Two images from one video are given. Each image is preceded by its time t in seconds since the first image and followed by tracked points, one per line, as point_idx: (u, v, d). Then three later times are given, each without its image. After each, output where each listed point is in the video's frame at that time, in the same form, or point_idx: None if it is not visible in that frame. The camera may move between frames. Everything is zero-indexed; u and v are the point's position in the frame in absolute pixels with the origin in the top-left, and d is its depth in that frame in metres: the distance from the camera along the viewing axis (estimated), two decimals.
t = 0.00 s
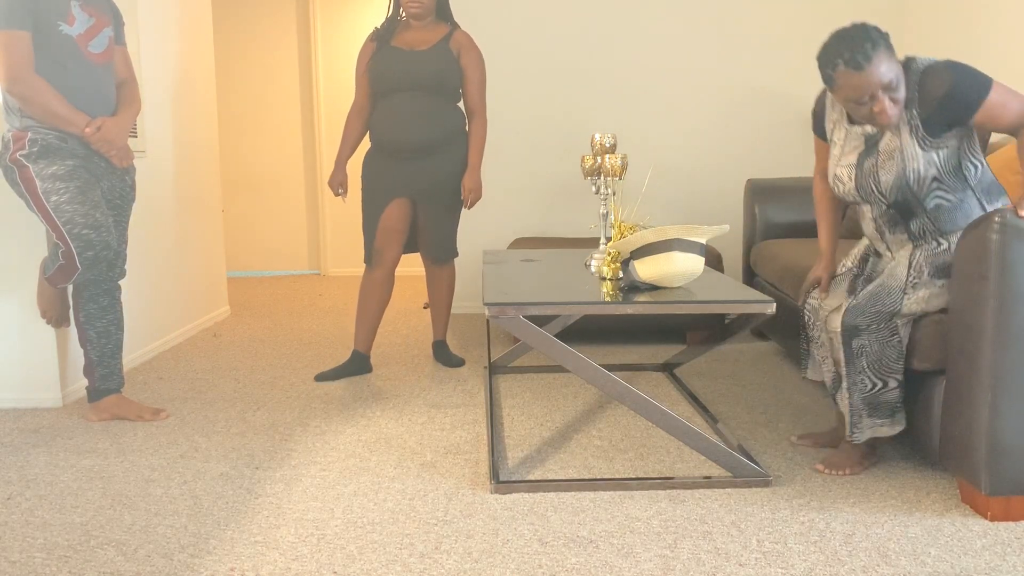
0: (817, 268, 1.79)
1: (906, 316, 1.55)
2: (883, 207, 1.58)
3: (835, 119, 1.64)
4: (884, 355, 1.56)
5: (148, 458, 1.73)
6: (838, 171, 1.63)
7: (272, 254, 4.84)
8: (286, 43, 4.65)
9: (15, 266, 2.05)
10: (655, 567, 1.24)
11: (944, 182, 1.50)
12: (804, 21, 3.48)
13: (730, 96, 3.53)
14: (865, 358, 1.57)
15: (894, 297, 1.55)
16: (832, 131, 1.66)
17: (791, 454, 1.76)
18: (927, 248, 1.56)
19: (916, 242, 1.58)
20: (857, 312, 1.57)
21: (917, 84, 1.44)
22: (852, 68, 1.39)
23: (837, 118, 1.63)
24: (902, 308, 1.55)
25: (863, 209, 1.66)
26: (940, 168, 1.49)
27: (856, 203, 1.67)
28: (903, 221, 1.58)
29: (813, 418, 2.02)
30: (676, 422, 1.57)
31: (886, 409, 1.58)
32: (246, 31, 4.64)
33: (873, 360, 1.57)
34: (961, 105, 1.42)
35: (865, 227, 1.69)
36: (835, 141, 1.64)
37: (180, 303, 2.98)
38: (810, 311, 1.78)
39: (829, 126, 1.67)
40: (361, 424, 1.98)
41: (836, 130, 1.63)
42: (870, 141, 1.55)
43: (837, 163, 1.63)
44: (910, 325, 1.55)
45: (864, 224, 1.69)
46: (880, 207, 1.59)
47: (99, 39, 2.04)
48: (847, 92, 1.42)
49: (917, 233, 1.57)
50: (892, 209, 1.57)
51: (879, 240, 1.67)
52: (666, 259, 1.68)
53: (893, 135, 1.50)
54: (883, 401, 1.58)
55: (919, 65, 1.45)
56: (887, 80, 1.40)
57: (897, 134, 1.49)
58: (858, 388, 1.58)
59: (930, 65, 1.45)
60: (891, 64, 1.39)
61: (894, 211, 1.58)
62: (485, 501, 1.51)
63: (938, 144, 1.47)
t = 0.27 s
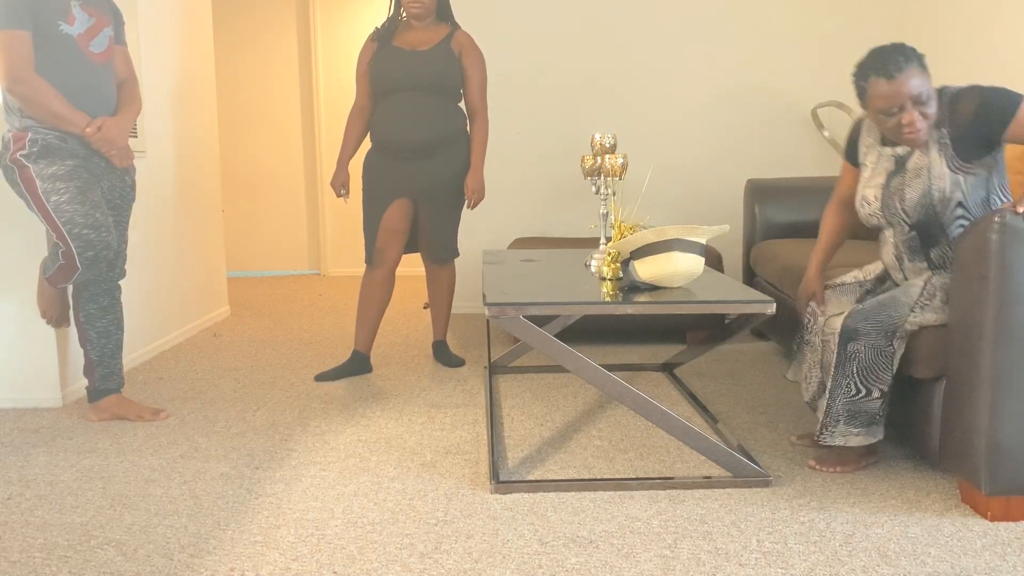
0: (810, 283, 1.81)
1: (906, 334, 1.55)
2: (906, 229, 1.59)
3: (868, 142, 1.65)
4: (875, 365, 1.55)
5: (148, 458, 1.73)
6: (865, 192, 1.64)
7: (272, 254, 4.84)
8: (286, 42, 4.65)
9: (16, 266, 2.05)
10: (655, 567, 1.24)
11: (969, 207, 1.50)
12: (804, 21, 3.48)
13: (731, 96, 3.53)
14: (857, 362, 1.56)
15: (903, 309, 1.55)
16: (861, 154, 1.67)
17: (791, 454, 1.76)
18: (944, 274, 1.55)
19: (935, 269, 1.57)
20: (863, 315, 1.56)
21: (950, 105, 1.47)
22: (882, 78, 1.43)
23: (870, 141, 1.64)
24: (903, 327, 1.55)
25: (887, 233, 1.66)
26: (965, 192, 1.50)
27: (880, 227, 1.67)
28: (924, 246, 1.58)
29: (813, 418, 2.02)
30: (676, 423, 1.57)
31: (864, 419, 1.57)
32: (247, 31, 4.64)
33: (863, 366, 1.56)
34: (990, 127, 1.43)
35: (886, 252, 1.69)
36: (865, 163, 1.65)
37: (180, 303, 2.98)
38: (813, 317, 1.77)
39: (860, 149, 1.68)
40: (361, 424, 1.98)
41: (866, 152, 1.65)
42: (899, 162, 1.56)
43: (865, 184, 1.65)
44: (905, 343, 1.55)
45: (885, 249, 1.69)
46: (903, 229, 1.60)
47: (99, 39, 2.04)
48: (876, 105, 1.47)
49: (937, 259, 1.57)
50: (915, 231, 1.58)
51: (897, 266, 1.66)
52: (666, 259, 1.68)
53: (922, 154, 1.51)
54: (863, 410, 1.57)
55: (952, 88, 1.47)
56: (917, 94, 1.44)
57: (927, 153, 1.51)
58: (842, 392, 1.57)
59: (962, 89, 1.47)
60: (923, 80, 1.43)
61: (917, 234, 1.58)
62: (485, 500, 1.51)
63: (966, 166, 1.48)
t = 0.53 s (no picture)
0: (811, 293, 1.78)
1: (914, 337, 1.54)
2: (936, 243, 1.61)
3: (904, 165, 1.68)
4: (881, 365, 1.55)
5: (148, 458, 1.73)
6: (897, 209, 1.66)
7: (272, 254, 4.84)
8: (286, 42, 4.65)
9: (15, 267, 2.05)
10: (655, 567, 1.24)
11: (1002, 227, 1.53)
12: (804, 20, 3.48)
13: (731, 96, 3.53)
14: (866, 360, 1.54)
15: (919, 313, 1.54)
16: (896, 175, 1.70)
17: (791, 454, 1.76)
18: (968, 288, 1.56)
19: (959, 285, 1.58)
20: (876, 313, 1.55)
21: (990, 130, 1.53)
22: (922, 87, 1.51)
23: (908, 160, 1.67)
24: (912, 331, 1.54)
25: (912, 252, 1.67)
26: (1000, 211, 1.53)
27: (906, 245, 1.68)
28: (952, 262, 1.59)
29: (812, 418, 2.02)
30: (676, 423, 1.57)
31: (865, 418, 1.57)
32: (246, 30, 4.64)
33: (870, 364, 1.54)
34: None
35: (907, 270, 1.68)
36: (899, 182, 1.68)
37: (180, 303, 2.98)
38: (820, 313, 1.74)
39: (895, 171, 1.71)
40: (361, 424, 1.98)
41: (904, 170, 1.67)
42: (935, 182, 1.60)
43: (897, 201, 1.67)
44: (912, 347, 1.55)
45: (906, 266, 1.68)
46: (933, 244, 1.61)
47: (100, 39, 2.05)
48: (914, 112, 1.54)
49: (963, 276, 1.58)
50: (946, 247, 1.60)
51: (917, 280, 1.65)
52: (666, 259, 1.68)
53: (961, 171, 1.56)
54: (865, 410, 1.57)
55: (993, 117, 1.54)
56: (955, 105, 1.50)
57: (966, 170, 1.55)
58: (848, 389, 1.56)
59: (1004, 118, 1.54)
60: (963, 93, 1.50)
61: (946, 249, 1.60)
62: (486, 501, 1.51)
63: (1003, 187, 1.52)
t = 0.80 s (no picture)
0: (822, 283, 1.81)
1: (917, 330, 1.53)
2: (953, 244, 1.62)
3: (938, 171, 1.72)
4: (881, 355, 1.54)
5: (148, 458, 1.73)
6: (923, 209, 1.70)
7: (272, 254, 4.84)
8: (286, 43, 4.65)
9: (15, 267, 2.05)
10: (655, 567, 1.24)
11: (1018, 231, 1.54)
12: (804, 20, 3.48)
13: (731, 95, 3.53)
14: (868, 348, 1.55)
15: (923, 305, 1.53)
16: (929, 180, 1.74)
17: (791, 454, 1.76)
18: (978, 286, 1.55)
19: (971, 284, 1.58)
20: (879, 302, 1.55)
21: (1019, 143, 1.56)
22: (956, 88, 1.57)
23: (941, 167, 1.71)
24: (916, 323, 1.53)
25: (932, 252, 1.69)
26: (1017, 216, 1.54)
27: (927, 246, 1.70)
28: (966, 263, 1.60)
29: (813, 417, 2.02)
30: (676, 423, 1.57)
31: (869, 408, 1.57)
32: (247, 30, 4.64)
33: (871, 353, 1.55)
34: None
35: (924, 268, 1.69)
36: (929, 185, 1.72)
37: (180, 303, 2.98)
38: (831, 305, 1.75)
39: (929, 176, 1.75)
40: (361, 424, 1.98)
41: (935, 175, 1.71)
42: (962, 187, 1.63)
43: (925, 202, 1.70)
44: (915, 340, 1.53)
45: (924, 265, 1.69)
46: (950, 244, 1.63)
47: (102, 40, 2.06)
48: (947, 111, 1.59)
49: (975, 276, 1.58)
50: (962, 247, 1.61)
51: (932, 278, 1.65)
52: (666, 259, 1.68)
53: (986, 176, 1.58)
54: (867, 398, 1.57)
55: None
56: (987, 108, 1.54)
57: (992, 175, 1.57)
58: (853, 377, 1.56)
59: None
60: (996, 97, 1.53)
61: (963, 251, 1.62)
62: (486, 500, 1.51)
63: None
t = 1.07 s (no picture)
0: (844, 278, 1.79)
1: (917, 329, 1.53)
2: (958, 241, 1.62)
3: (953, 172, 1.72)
4: (881, 353, 1.54)
5: (148, 458, 1.73)
6: (933, 207, 1.70)
7: (272, 254, 4.84)
8: (286, 43, 4.66)
9: (15, 267, 2.05)
10: (655, 567, 1.24)
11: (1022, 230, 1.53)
12: (804, 20, 3.48)
13: (730, 95, 3.53)
14: (866, 347, 1.55)
15: (924, 306, 1.54)
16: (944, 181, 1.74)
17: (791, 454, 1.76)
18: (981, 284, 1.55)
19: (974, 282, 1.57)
20: (880, 301, 1.55)
21: None
22: (975, 86, 1.58)
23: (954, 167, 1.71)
24: (917, 322, 1.54)
25: (937, 250, 1.68)
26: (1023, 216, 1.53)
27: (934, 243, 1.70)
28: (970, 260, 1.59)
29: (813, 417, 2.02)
30: (676, 423, 1.57)
31: (867, 406, 1.57)
32: (247, 31, 4.64)
33: (870, 350, 1.54)
34: None
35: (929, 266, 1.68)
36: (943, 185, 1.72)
37: (180, 304, 2.98)
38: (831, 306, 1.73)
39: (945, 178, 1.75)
40: (360, 424, 1.98)
41: (949, 174, 1.72)
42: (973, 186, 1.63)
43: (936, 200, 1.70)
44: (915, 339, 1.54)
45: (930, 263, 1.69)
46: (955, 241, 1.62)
47: (104, 41, 2.07)
48: (963, 106, 1.60)
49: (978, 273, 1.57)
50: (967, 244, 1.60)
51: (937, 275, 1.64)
52: (666, 259, 1.68)
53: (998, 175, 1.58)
54: (864, 396, 1.57)
55: None
56: (1001, 107, 1.54)
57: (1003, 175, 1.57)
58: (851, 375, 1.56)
59: None
60: (1013, 97, 1.54)
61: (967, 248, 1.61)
62: (486, 501, 1.51)
63: None
